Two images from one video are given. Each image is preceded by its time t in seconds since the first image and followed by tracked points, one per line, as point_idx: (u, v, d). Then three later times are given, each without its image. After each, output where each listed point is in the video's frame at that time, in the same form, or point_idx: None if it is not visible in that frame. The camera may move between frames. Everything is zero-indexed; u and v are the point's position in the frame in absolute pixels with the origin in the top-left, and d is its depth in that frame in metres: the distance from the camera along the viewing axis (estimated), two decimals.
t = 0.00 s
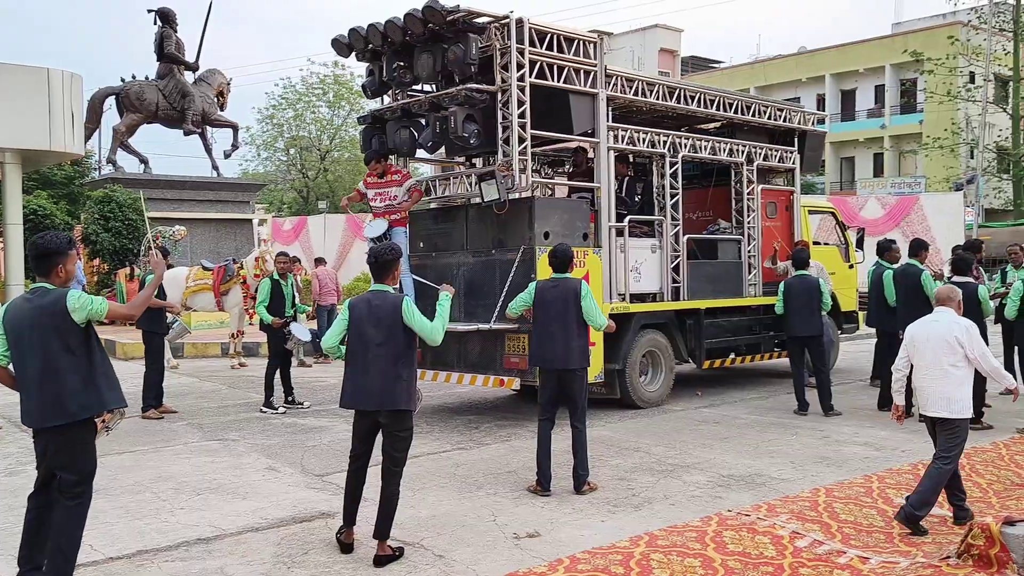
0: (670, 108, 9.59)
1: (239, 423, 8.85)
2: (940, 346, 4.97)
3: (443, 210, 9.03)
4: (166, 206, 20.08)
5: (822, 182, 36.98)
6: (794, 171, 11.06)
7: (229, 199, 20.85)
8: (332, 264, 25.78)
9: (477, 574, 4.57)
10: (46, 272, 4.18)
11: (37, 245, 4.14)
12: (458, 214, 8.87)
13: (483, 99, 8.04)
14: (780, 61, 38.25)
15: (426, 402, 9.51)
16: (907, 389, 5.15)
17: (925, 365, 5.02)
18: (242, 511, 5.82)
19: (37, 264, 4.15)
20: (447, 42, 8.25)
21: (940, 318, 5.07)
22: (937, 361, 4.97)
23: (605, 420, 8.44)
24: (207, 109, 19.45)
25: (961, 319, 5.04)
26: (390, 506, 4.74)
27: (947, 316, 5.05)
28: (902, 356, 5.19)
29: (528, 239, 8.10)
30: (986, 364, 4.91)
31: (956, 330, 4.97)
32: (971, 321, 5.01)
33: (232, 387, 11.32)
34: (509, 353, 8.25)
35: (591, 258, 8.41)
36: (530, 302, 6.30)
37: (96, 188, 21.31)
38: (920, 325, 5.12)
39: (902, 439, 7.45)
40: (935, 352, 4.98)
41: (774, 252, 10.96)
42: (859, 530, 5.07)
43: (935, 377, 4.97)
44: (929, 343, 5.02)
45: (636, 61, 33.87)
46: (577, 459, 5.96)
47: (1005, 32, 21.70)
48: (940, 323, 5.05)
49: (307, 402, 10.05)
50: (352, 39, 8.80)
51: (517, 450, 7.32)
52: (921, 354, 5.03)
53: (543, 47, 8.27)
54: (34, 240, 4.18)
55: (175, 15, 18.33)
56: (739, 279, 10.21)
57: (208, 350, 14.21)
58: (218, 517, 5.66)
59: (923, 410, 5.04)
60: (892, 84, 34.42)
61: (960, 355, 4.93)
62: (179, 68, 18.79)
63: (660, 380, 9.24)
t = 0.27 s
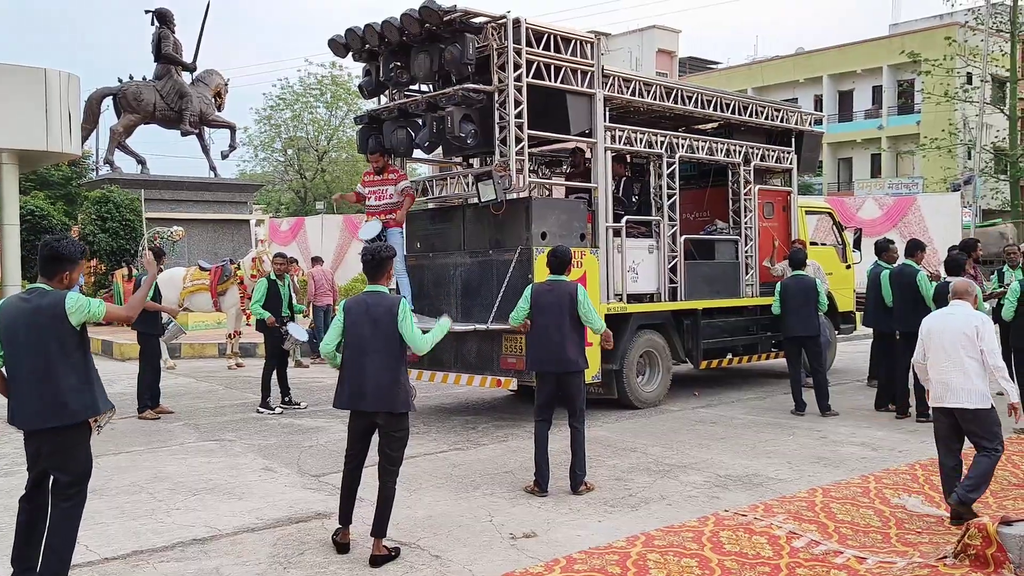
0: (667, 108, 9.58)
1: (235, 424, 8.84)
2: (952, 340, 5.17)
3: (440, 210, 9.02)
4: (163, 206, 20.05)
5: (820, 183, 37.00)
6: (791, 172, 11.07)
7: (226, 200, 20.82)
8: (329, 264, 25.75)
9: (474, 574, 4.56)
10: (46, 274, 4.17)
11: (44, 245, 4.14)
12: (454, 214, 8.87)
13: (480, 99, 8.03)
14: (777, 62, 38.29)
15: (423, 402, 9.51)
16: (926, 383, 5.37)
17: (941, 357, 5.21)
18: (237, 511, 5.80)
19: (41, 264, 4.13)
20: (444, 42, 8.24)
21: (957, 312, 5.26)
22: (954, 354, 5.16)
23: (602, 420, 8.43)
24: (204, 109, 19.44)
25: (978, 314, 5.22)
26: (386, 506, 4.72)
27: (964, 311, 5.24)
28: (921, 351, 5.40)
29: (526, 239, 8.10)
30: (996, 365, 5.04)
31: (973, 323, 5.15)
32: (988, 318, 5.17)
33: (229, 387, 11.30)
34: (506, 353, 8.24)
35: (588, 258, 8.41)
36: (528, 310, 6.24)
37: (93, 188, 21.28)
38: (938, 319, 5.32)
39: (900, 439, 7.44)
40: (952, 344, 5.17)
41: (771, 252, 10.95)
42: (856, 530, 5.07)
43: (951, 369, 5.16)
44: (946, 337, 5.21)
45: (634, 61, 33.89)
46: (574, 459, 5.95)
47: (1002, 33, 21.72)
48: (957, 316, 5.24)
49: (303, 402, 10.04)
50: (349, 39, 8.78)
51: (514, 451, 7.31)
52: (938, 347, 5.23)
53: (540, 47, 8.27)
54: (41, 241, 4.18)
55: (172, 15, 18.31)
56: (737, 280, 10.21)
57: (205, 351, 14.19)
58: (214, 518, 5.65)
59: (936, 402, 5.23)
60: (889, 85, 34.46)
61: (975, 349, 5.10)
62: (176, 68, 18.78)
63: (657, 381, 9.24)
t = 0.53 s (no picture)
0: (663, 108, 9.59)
1: (231, 424, 8.82)
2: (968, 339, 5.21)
3: (435, 210, 9.02)
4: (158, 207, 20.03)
5: (816, 183, 37.05)
6: (787, 171, 11.07)
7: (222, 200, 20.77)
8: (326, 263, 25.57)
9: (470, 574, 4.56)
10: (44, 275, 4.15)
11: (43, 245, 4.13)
12: (450, 213, 8.87)
13: (476, 99, 8.03)
14: (773, 62, 38.34)
15: (419, 403, 9.50)
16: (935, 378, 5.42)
17: (954, 353, 5.25)
18: (233, 512, 5.79)
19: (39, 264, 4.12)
20: (439, 42, 8.24)
21: (972, 312, 5.33)
22: (968, 351, 5.19)
23: (598, 420, 8.43)
24: (200, 110, 19.38)
25: (995, 316, 5.29)
26: (382, 506, 4.71)
27: (981, 312, 5.30)
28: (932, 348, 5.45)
29: (522, 239, 8.10)
30: (1007, 366, 5.08)
31: (988, 323, 5.22)
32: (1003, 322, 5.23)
33: (225, 388, 11.28)
34: (503, 353, 8.23)
35: (584, 258, 8.41)
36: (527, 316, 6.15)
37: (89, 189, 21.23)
38: (952, 317, 5.38)
39: (896, 439, 7.45)
40: (966, 342, 5.21)
41: (768, 252, 10.96)
42: (851, 529, 5.07)
43: (962, 365, 5.20)
44: (961, 334, 5.26)
45: (630, 61, 33.91)
46: (570, 459, 5.95)
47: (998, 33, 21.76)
48: (973, 316, 5.30)
49: (299, 403, 10.02)
50: (344, 39, 8.77)
51: (510, 451, 7.30)
52: (952, 343, 5.28)
53: (536, 47, 8.26)
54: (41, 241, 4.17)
55: (168, 15, 18.28)
56: (732, 279, 10.21)
57: (202, 351, 14.18)
58: (210, 518, 5.64)
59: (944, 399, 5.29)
60: (885, 85, 34.51)
61: (988, 347, 5.14)
62: (172, 69, 18.75)
63: (653, 380, 9.24)
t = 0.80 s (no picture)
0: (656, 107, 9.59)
1: (223, 424, 8.79)
2: (987, 334, 5.33)
3: (428, 210, 9.03)
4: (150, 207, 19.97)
5: (809, 182, 37.15)
6: (780, 171, 11.09)
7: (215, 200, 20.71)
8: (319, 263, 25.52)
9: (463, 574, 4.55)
10: (33, 274, 4.10)
11: (31, 243, 4.08)
12: (443, 212, 8.87)
13: (469, 98, 8.02)
14: (766, 62, 38.43)
15: (412, 403, 9.48)
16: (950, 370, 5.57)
17: (973, 347, 5.38)
18: (226, 512, 5.78)
19: (26, 262, 4.08)
20: (432, 41, 8.23)
21: (994, 308, 5.43)
22: (987, 347, 5.32)
23: (591, 420, 8.43)
24: (192, 109, 19.29)
25: (1016, 314, 5.40)
26: (374, 506, 4.70)
27: (1003, 309, 5.41)
28: (950, 336, 5.58)
29: (515, 239, 8.10)
30: None
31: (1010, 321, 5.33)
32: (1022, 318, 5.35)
33: (217, 388, 11.25)
34: (496, 353, 8.22)
35: (577, 257, 8.41)
36: (510, 305, 6.15)
37: (80, 188, 21.14)
38: (973, 311, 5.49)
39: (888, 437, 7.47)
40: (986, 337, 5.33)
41: (760, 251, 10.97)
42: (844, 528, 5.08)
43: (980, 360, 5.34)
44: (981, 328, 5.38)
45: (623, 61, 33.92)
46: (562, 458, 5.95)
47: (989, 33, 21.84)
48: (994, 312, 5.41)
49: (292, 402, 10.00)
50: (336, 38, 8.75)
51: (503, 450, 7.30)
52: (971, 338, 5.40)
53: (529, 46, 8.26)
54: (31, 237, 4.13)
55: (159, 14, 18.21)
56: (725, 279, 10.22)
57: (194, 351, 14.13)
58: (203, 519, 5.62)
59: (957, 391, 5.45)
60: (877, 85, 34.63)
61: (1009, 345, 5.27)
62: (164, 68, 18.68)
63: (647, 380, 9.24)
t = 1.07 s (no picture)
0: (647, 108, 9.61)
1: (215, 426, 8.76)
2: (993, 332, 5.55)
3: (420, 211, 9.02)
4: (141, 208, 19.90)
5: (799, 182, 37.27)
6: (771, 172, 11.11)
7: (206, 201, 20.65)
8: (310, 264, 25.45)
9: None
10: (17, 276, 4.08)
11: (15, 245, 4.05)
12: (435, 213, 8.86)
13: (460, 99, 8.01)
14: (756, 62, 38.53)
15: (404, 404, 9.47)
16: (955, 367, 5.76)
17: (979, 344, 5.59)
18: (217, 515, 5.75)
19: (11, 264, 4.05)
20: (423, 42, 8.22)
21: (998, 307, 5.63)
22: (993, 343, 5.54)
23: (583, 420, 8.43)
24: (183, 110, 19.21)
25: (1016, 310, 5.63)
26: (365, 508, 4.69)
27: (1005, 306, 5.63)
28: (955, 336, 5.73)
29: (507, 240, 8.10)
30: None
31: (1014, 318, 5.55)
32: None
33: (208, 390, 11.21)
34: (488, 354, 8.22)
35: (569, 258, 8.41)
36: (502, 313, 6.12)
37: (70, 189, 21.04)
38: (978, 310, 5.67)
39: (879, 437, 7.50)
40: (995, 336, 5.53)
41: (752, 251, 10.99)
42: (835, 528, 5.10)
43: (991, 357, 5.54)
44: (989, 327, 5.58)
45: (614, 62, 33.97)
46: (554, 458, 5.94)
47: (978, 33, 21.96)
48: (998, 310, 5.61)
49: (283, 404, 9.97)
50: (328, 39, 8.73)
51: (496, 451, 7.29)
52: (977, 335, 5.60)
53: (521, 47, 8.26)
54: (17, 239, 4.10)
55: (150, 15, 18.13)
56: (717, 279, 10.24)
57: (185, 353, 14.07)
58: (194, 522, 5.59)
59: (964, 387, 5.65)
60: (867, 85, 34.76)
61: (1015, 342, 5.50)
62: (154, 68, 18.59)
63: (639, 380, 9.25)
